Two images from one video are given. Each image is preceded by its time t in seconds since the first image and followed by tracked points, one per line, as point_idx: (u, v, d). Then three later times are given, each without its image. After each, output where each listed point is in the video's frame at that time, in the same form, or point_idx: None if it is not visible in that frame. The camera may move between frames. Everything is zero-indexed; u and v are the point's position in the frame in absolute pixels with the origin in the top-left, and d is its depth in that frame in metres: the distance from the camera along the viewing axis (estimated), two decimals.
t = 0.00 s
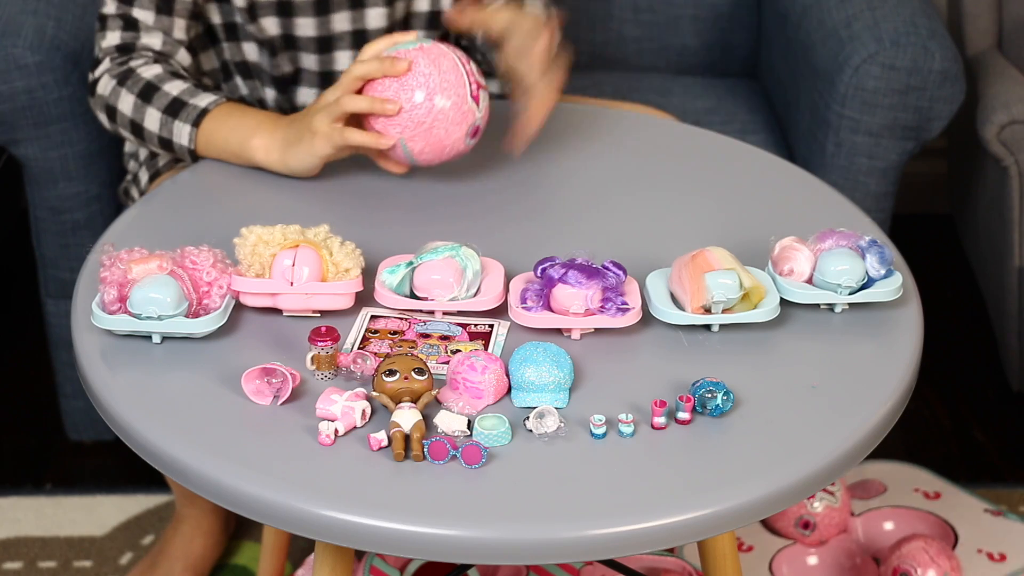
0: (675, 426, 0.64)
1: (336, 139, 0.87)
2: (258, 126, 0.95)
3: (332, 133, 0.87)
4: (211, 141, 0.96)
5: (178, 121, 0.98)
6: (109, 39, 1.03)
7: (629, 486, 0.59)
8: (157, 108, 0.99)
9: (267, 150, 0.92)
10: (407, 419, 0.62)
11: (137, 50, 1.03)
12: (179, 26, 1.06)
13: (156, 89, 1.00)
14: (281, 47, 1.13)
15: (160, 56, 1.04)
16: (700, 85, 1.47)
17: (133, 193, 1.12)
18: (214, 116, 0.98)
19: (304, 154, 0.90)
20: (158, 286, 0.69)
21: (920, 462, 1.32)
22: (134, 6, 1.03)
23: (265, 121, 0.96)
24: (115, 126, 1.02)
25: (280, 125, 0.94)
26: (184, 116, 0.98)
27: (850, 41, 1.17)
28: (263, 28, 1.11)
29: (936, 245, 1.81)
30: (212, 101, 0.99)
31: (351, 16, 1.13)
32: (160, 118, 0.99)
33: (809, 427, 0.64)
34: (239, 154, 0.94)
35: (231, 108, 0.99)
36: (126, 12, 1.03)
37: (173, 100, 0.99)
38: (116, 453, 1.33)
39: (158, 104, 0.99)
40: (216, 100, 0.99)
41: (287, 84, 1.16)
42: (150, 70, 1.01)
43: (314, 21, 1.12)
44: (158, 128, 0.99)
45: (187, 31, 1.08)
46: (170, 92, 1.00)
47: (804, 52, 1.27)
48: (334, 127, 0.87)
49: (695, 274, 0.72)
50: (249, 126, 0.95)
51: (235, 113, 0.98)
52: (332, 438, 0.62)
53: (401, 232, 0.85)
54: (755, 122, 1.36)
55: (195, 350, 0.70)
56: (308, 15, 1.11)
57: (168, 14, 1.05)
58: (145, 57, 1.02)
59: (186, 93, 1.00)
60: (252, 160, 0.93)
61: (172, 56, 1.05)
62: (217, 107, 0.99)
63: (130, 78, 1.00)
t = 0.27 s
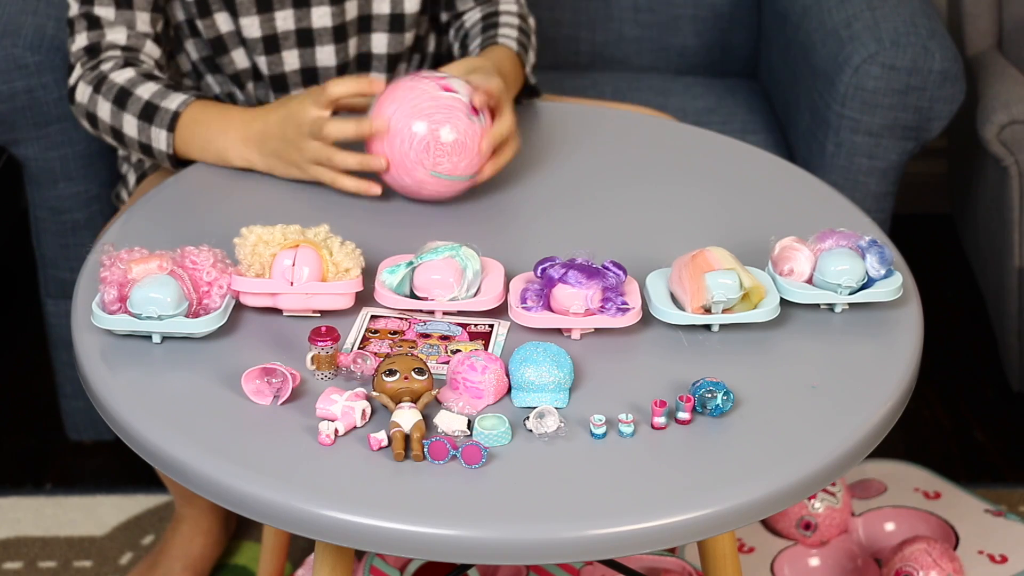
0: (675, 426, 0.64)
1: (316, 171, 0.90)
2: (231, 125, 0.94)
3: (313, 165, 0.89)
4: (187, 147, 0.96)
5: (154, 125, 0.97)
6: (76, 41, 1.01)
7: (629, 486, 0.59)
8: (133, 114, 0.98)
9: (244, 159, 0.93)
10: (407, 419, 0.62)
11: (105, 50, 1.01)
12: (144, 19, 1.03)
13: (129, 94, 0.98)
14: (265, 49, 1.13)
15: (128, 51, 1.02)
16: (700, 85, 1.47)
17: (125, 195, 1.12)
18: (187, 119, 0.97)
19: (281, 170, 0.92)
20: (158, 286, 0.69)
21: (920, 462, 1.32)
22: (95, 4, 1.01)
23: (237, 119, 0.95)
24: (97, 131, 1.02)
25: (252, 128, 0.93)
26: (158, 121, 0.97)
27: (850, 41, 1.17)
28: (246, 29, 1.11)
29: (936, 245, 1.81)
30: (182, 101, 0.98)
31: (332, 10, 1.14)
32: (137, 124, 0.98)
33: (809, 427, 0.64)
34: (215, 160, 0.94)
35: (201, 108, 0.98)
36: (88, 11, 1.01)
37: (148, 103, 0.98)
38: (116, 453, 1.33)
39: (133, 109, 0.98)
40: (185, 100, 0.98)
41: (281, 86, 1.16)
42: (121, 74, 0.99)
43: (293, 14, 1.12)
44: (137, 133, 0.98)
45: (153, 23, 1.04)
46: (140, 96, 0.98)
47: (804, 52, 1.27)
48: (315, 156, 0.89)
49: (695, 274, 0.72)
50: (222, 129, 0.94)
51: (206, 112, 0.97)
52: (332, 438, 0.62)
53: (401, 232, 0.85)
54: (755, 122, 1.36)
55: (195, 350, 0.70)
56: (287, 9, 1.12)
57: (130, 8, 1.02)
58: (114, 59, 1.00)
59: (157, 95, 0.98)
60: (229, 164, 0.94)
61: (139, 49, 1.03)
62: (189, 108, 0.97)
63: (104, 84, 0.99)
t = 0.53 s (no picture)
0: (675, 426, 0.64)
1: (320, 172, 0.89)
2: (238, 120, 0.93)
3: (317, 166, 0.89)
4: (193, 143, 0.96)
5: (160, 130, 0.97)
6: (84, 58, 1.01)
7: (629, 486, 0.59)
8: (141, 121, 0.97)
9: (251, 155, 0.93)
10: (407, 419, 0.62)
11: (111, 63, 1.00)
12: (145, 27, 1.03)
13: (136, 102, 0.97)
14: (256, 56, 1.13)
15: (134, 62, 1.01)
16: (700, 85, 1.47)
17: (124, 196, 1.12)
18: (193, 116, 0.96)
19: (287, 166, 0.91)
20: (158, 286, 0.69)
21: (920, 462, 1.32)
22: (97, 18, 1.00)
23: (245, 113, 0.94)
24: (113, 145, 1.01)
25: (259, 123, 0.92)
26: (164, 125, 0.97)
27: (850, 41, 1.17)
28: (237, 36, 1.11)
29: (936, 245, 1.81)
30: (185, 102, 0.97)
31: (320, 14, 1.13)
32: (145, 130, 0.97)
33: (809, 427, 0.64)
34: (223, 156, 0.94)
35: (204, 106, 0.97)
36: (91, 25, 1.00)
37: (155, 108, 0.97)
38: (115, 453, 1.33)
39: (140, 116, 0.97)
40: (187, 101, 0.97)
41: (272, 90, 1.16)
42: (128, 83, 0.98)
43: (281, 19, 1.12)
44: (147, 140, 0.97)
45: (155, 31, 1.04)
46: (148, 103, 0.97)
47: (804, 52, 1.27)
48: (319, 157, 0.88)
49: (695, 274, 0.72)
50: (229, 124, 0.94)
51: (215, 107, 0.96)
52: (332, 438, 0.62)
53: (400, 232, 0.85)
54: (755, 122, 1.36)
55: (196, 349, 0.70)
56: (275, 14, 1.11)
57: (132, 17, 1.02)
58: (121, 70, 0.99)
59: (161, 99, 0.98)
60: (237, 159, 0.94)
61: (145, 58, 1.02)
62: (193, 108, 0.97)
63: (112, 95, 0.98)
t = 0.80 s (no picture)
0: (675, 426, 0.64)
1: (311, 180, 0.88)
2: (242, 122, 0.94)
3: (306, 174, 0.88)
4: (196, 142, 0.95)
5: (163, 132, 0.97)
6: (76, 62, 1.01)
7: (629, 486, 0.59)
8: (141, 123, 0.97)
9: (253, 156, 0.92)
10: (407, 419, 0.62)
11: (104, 67, 1.00)
12: (139, 31, 1.02)
13: (135, 105, 0.98)
14: (245, 60, 1.12)
15: (128, 65, 1.01)
16: (700, 85, 1.47)
17: (124, 198, 1.12)
18: (197, 116, 0.96)
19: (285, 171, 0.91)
20: (158, 285, 0.69)
21: (920, 462, 1.32)
22: (88, 23, 1.00)
23: (251, 115, 0.94)
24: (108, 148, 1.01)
25: (261, 125, 0.92)
26: (167, 127, 0.97)
27: (851, 41, 1.17)
28: (225, 41, 1.11)
29: (936, 245, 1.81)
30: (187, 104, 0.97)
31: (309, 19, 1.13)
32: (146, 133, 0.97)
33: (809, 427, 0.64)
34: (226, 156, 0.94)
35: (209, 109, 0.97)
36: (83, 30, 1.00)
37: (155, 112, 0.97)
38: (115, 453, 1.33)
39: (141, 119, 0.97)
40: (192, 103, 0.97)
41: (264, 94, 1.15)
42: (124, 86, 0.98)
43: (270, 24, 1.11)
44: (148, 143, 0.98)
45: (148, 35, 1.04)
46: (148, 105, 0.97)
47: (804, 52, 1.27)
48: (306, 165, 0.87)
49: (695, 274, 0.72)
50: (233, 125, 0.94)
51: (222, 108, 0.96)
52: (332, 438, 0.62)
53: (400, 232, 0.85)
54: (755, 122, 1.36)
55: (196, 349, 0.70)
56: (263, 19, 1.11)
57: (122, 21, 1.01)
58: (115, 73, 0.99)
59: (162, 102, 0.98)
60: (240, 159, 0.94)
61: (139, 62, 1.02)
62: (195, 112, 0.97)
63: (108, 99, 0.98)
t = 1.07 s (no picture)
0: (675, 426, 0.64)
1: (328, 168, 0.89)
2: (252, 125, 0.94)
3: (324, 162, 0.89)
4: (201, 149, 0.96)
5: (165, 130, 0.97)
6: (71, 53, 1.00)
7: (629, 486, 0.59)
8: (141, 119, 0.98)
9: (262, 158, 0.93)
10: (407, 419, 0.62)
11: (101, 60, 1.00)
12: (137, 26, 1.03)
13: (136, 100, 0.98)
14: (248, 61, 1.12)
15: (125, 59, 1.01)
16: (700, 85, 1.47)
17: (122, 197, 1.12)
18: (205, 117, 0.96)
19: (297, 169, 0.91)
20: (158, 285, 0.69)
21: (920, 462, 1.32)
22: (87, 14, 0.99)
23: (260, 119, 0.95)
24: (98, 141, 1.01)
25: (274, 127, 0.93)
26: (170, 126, 0.97)
27: (851, 40, 1.17)
28: (229, 41, 1.10)
29: (937, 245, 1.81)
30: (194, 104, 0.98)
31: (313, 23, 1.13)
32: (146, 129, 0.97)
33: (809, 427, 0.64)
34: (232, 160, 0.94)
35: (216, 109, 0.97)
36: (81, 21, 0.99)
37: (156, 109, 0.97)
38: (115, 453, 1.33)
39: (141, 115, 0.98)
40: (199, 104, 0.98)
41: (266, 95, 1.15)
42: (123, 81, 0.98)
43: (274, 25, 1.11)
44: (146, 139, 0.98)
45: (144, 29, 1.04)
46: (149, 103, 0.98)
47: (804, 51, 1.27)
48: (324, 150, 0.88)
49: (695, 275, 0.72)
50: (242, 127, 0.94)
51: (231, 111, 0.97)
52: (332, 438, 0.62)
53: (400, 232, 0.85)
54: (755, 122, 1.36)
55: (196, 349, 0.70)
56: (268, 20, 1.11)
57: (123, 15, 1.01)
58: (113, 67, 0.99)
59: (166, 100, 0.98)
60: (247, 163, 0.94)
61: (137, 57, 1.02)
62: (202, 112, 0.97)
63: (106, 92, 0.98)
